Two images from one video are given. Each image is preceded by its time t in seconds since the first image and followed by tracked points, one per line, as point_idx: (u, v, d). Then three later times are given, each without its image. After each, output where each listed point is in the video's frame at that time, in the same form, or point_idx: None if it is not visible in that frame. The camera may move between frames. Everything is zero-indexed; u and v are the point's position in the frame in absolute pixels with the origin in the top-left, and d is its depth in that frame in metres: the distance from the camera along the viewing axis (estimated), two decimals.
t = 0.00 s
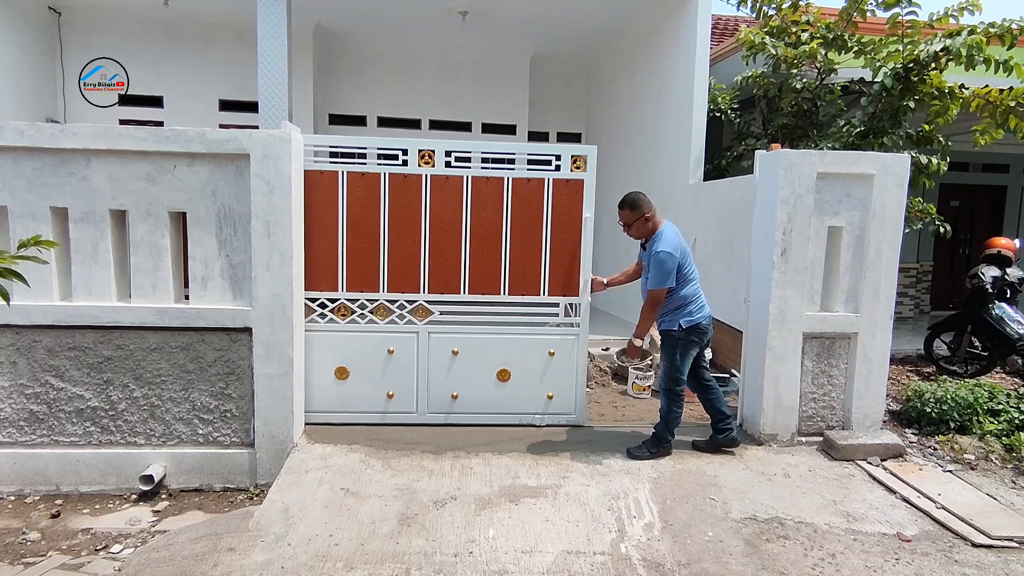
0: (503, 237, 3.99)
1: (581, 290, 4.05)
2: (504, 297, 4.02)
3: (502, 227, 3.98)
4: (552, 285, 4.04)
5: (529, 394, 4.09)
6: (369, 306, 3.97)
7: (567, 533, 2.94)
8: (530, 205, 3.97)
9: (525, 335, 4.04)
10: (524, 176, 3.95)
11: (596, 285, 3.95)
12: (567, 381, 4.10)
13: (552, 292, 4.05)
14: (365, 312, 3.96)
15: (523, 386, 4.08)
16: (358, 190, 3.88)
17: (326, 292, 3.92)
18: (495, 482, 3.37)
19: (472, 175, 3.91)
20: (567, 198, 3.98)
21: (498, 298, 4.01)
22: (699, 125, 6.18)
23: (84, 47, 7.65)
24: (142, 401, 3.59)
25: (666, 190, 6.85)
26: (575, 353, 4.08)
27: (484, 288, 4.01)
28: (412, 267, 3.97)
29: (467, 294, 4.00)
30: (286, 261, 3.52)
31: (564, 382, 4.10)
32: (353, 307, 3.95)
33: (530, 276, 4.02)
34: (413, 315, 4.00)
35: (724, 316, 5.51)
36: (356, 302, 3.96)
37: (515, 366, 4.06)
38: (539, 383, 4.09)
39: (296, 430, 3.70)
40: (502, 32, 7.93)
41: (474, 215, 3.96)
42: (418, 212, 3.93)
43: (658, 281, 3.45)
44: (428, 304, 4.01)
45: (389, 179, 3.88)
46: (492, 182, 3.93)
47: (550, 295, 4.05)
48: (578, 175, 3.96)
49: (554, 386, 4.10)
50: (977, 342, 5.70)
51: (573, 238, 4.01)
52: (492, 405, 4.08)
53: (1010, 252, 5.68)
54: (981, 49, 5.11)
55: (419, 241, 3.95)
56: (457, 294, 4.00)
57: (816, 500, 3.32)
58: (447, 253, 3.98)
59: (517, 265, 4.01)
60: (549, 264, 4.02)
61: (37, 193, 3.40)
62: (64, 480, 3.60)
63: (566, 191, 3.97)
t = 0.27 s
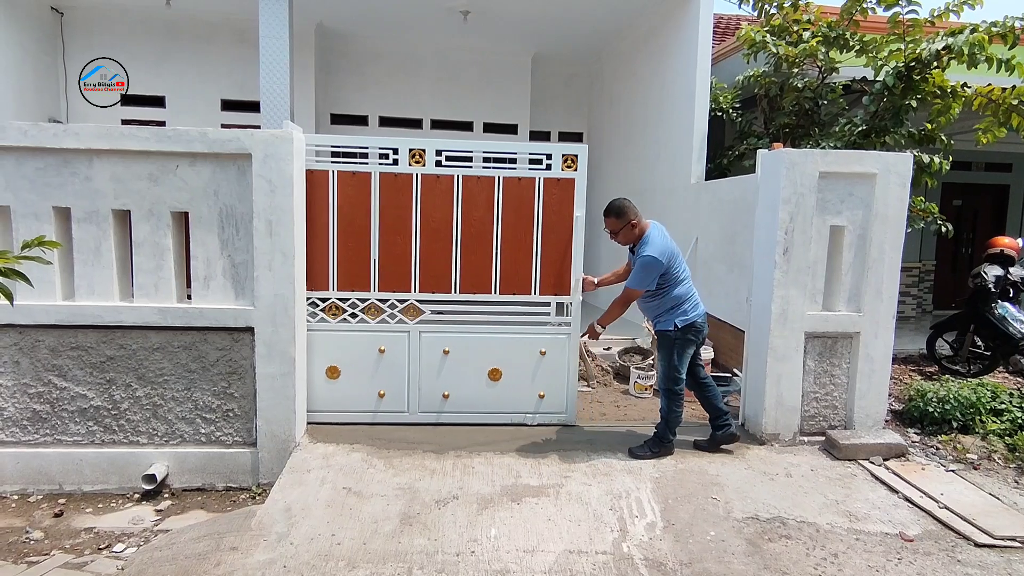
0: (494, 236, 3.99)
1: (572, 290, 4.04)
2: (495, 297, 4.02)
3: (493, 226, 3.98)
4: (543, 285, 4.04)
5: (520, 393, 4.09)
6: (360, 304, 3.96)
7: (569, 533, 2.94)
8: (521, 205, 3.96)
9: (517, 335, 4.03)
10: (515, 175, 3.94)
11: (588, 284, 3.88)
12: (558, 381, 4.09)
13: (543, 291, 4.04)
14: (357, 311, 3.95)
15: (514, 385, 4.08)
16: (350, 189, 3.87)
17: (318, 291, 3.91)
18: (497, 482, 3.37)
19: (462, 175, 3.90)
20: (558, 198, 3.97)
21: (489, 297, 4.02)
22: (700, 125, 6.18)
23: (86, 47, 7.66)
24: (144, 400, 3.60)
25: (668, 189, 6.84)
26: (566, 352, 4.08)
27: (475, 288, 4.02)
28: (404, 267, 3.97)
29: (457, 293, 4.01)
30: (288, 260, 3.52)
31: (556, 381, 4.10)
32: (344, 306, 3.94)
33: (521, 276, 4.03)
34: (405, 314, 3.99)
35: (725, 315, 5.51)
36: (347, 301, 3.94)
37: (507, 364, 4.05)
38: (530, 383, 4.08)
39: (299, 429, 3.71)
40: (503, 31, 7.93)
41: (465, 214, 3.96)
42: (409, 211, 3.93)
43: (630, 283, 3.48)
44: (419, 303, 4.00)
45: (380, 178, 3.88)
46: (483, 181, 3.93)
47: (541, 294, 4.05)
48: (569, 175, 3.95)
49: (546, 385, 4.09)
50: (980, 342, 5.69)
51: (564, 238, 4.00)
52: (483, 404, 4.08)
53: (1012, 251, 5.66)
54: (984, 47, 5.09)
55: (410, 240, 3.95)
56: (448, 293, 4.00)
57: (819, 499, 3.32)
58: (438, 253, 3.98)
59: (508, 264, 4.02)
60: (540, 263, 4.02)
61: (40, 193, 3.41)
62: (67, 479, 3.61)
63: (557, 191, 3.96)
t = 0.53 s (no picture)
0: (484, 235, 3.99)
1: (562, 289, 4.04)
2: (486, 295, 4.02)
3: (484, 225, 3.98)
4: (533, 283, 4.04)
5: (511, 392, 4.07)
6: (351, 303, 3.95)
7: (571, 532, 2.94)
8: (512, 204, 3.96)
9: (507, 334, 4.01)
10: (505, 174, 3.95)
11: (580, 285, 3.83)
12: (549, 380, 4.07)
13: (533, 290, 4.04)
14: (347, 309, 3.94)
15: (505, 384, 4.06)
16: (341, 188, 3.87)
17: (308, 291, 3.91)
18: (499, 481, 3.37)
19: (452, 173, 3.90)
20: (549, 197, 3.97)
21: (480, 296, 4.01)
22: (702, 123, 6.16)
23: (88, 47, 7.67)
24: (146, 399, 3.61)
25: (670, 188, 6.84)
26: (557, 352, 4.05)
27: (465, 287, 4.01)
28: (394, 265, 3.97)
29: (448, 292, 4.01)
30: (290, 259, 3.52)
31: (547, 380, 4.07)
32: (334, 305, 3.93)
33: (511, 274, 4.02)
34: (395, 313, 3.98)
35: (727, 314, 5.50)
36: (338, 300, 3.94)
37: (497, 364, 4.03)
38: (521, 382, 4.06)
39: (301, 428, 3.71)
40: (505, 31, 7.93)
41: (455, 213, 3.96)
42: (400, 209, 3.92)
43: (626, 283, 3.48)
44: (409, 302, 3.99)
45: (370, 177, 3.88)
46: (473, 180, 3.93)
47: (531, 293, 4.04)
48: (559, 174, 3.95)
49: (536, 385, 4.07)
50: (983, 341, 5.68)
51: (554, 236, 4.01)
52: (474, 403, 4.06)
53: (1016, 250, 5.64)
54: (986, 45, 5.08)
55: (400, 238, 3.95)
56: (439, 292, 4.00)
57: (821, 499, 3.31)
58: (428, 251, 3.98)
59: (499, 263, 4.01)
60: (530, 261, 4.02)
61: (43, 193, 3.41)
62: (70, 478, 3.62)
63: (548, 190, 3.96)
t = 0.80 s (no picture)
0: (475, 233, 3.97)
1: (554, 288, 4.01)
2: (478, 294, 4.00)
3: (475, 223, 3.96)
4: (525, 282, 4.02)
5: (502, 391, 4.06)
6: (341, 302, 3.94)
7: (572, 531, 2.93)
8: (503, 202, 3.95)
9: (499, 333, 4.00)
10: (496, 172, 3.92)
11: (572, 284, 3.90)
12: (540, 379, 4.06)
13: (524, 288, 4.02)
14: (337, 309, 3.93)
15: (496, 383, 4.05)
16: (332, 186, 3.86)
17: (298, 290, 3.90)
18: (500, 480, 3.37)
19: (443, 172, 3.89)
20: (540, 195, 3.95)
21: (471, 295, 4.00)
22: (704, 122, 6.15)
23: (90, 47, 7.68)
24: (148, 399, 3.61)
25: (672, 187, 6.83)
26: (548, 350, 4.04)
27: (457, 285, 4.00)
28: (385, 264, 3.96)
29: (439, 291, 4.00)
30: (291, 259, 3.52)
31: (538, 379, 4.06)
32: (325, 304, 3.92)
33: (503, 273, 4.01)
34: (386, 312, 3.97)
35: (729, 313, 5.49)
36: (328, 299, 3.93)
37: (488, 363, 4.02)
38: (512, 381, 4.05)
39: (302, 427, 3.71)
40: (506, 30, 7.93)
41: (446, 211, 3.95)
42: (390, 208, 3.91)
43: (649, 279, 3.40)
44: (401, 301, 3.98)
45: (360, 176, 3.87)
46: (464, 179, 3.92)
47: (523, 292, 4.02)
48: (551, 172, 3.92)
49: (528, 384, 4.06)
50: (985, 340, 5.67)
51: (545, 235, 3.99)
52: (465, 402, 4.05)
53: (1018, 249, 5.63)
54: (988, 43, 5.06)
55: (391, 237, 3.94)
56: (430, 291, 3.99)
57: (823, 498, 3.31)
58: (419, 250, 3.97)
59: (490, 262, 4.00)
60: (522, 260, 4.00)
61: (44, 192, 3.42)
62: (72, 477, 3.62)
63: (539, 188, 3.94)
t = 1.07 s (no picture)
0: (466, 232, 3.96)
1: (546, 287, 4.00)
2: (469, 293, 4.00)
3: (465, 222, 3.95)
4: (516, 281, 4.01)
5: (494, 390, 4.06)
6: (332, 302, 3.93)
7: (574, 530, 2.94)
8: (494, 201, 3.94)
9: (490, 332, 4.01)
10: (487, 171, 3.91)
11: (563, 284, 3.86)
12: (532, 378, 4.07)
13: (515, 287, 4.01)
14: (328, 309, 3.91)
15: (488, 382, 4.05)
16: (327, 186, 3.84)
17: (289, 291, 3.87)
18: (502, 479, 3.37)
19: (433, 171, 3.88)
20: (531, 194, 3.94)
21: (462, 294, 3.99)
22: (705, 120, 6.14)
23: (91, 47, 7.70)
24: (150, 399, 3.61)
25: (673, 187, 6.82)
26: (540, 349, 4.04)
27: (448, 284, 3.99)
28: (377, 264, 3.94)
29: (430, 290, 3.98)
30: (292, 258, 3.52)
31: (530, 378, 4.07)
32: (316, 304, 3.91)
33: (494, 272, 4.00)
34: (377, 312, 3.97)
35: (731, 313, 5.48)
36: (320, 299, 3.91)
37: (480, 362, 4.02)
38: (504, 380, 4.06)
39: (304, 427, 3.72)
40: (507, 29, 7.93)
41: (437, 210, 3.93)
42: (382, 206, 3.90)
43: (668, 265, 3.33)
44: (392, 301, 3.98)
45: (352, 175, 3.85)
46: (454, 178, 3.91)
47: (514, 291, 4.01)
48: (542, 171, 3.91)
49: (519, 382, 4.07)
50: (987, 339, 5.67)
51: (536, 234, 3.98)
52: (457, 401, 4.05)
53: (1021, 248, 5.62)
54: (990, 41, 5.05)
55: (382, 236, 3.92)
56: (421, 290, 3.98)
57: (825, 497, 3.30)
58: (410, 249, 3.96)
59: (481, 261, 3.99)
60: (513, 259, 3.99)
61: (47, 192, 3.42)
62: (75, 477, 3.63)
63: (530, 187, 3.93)
